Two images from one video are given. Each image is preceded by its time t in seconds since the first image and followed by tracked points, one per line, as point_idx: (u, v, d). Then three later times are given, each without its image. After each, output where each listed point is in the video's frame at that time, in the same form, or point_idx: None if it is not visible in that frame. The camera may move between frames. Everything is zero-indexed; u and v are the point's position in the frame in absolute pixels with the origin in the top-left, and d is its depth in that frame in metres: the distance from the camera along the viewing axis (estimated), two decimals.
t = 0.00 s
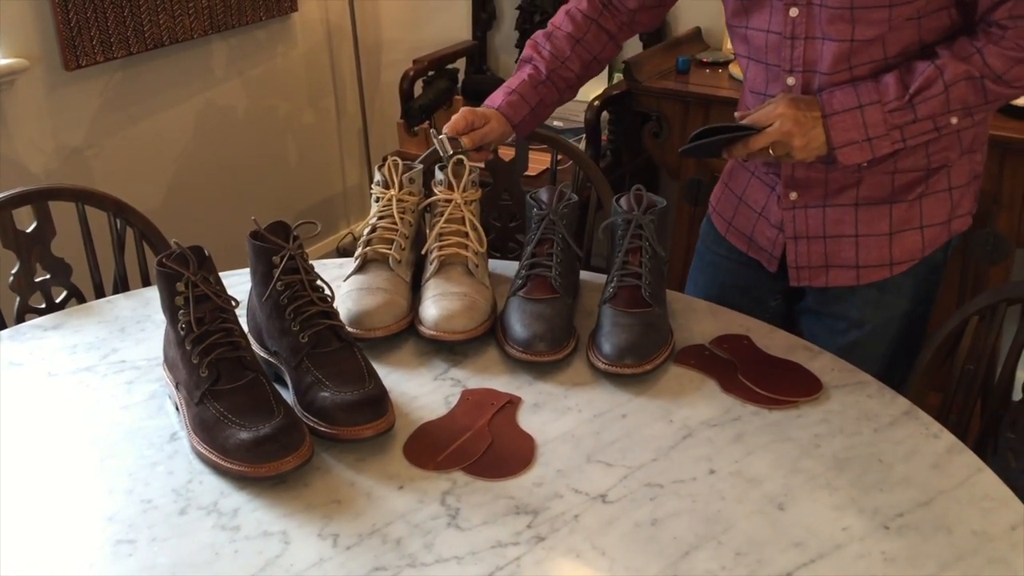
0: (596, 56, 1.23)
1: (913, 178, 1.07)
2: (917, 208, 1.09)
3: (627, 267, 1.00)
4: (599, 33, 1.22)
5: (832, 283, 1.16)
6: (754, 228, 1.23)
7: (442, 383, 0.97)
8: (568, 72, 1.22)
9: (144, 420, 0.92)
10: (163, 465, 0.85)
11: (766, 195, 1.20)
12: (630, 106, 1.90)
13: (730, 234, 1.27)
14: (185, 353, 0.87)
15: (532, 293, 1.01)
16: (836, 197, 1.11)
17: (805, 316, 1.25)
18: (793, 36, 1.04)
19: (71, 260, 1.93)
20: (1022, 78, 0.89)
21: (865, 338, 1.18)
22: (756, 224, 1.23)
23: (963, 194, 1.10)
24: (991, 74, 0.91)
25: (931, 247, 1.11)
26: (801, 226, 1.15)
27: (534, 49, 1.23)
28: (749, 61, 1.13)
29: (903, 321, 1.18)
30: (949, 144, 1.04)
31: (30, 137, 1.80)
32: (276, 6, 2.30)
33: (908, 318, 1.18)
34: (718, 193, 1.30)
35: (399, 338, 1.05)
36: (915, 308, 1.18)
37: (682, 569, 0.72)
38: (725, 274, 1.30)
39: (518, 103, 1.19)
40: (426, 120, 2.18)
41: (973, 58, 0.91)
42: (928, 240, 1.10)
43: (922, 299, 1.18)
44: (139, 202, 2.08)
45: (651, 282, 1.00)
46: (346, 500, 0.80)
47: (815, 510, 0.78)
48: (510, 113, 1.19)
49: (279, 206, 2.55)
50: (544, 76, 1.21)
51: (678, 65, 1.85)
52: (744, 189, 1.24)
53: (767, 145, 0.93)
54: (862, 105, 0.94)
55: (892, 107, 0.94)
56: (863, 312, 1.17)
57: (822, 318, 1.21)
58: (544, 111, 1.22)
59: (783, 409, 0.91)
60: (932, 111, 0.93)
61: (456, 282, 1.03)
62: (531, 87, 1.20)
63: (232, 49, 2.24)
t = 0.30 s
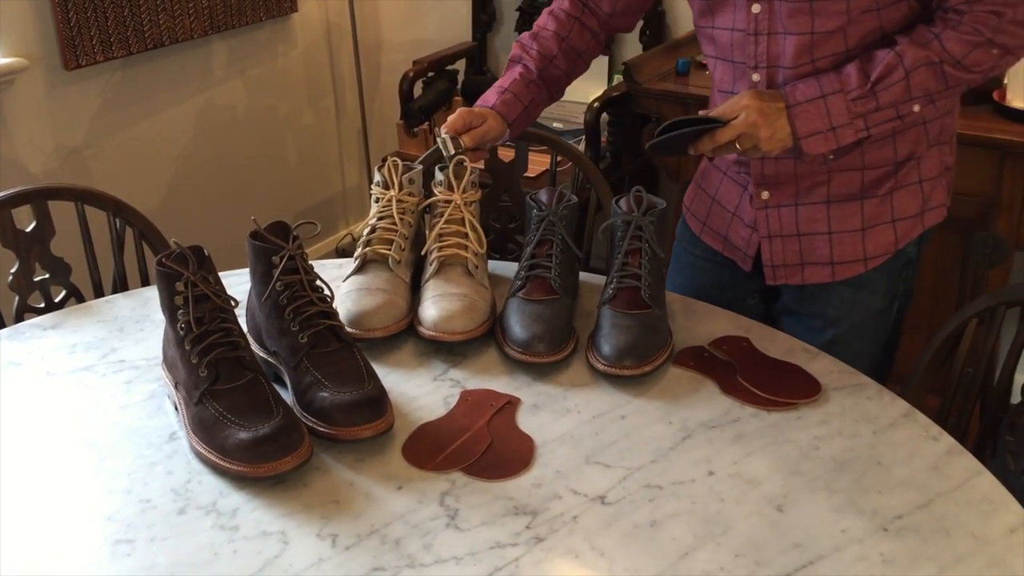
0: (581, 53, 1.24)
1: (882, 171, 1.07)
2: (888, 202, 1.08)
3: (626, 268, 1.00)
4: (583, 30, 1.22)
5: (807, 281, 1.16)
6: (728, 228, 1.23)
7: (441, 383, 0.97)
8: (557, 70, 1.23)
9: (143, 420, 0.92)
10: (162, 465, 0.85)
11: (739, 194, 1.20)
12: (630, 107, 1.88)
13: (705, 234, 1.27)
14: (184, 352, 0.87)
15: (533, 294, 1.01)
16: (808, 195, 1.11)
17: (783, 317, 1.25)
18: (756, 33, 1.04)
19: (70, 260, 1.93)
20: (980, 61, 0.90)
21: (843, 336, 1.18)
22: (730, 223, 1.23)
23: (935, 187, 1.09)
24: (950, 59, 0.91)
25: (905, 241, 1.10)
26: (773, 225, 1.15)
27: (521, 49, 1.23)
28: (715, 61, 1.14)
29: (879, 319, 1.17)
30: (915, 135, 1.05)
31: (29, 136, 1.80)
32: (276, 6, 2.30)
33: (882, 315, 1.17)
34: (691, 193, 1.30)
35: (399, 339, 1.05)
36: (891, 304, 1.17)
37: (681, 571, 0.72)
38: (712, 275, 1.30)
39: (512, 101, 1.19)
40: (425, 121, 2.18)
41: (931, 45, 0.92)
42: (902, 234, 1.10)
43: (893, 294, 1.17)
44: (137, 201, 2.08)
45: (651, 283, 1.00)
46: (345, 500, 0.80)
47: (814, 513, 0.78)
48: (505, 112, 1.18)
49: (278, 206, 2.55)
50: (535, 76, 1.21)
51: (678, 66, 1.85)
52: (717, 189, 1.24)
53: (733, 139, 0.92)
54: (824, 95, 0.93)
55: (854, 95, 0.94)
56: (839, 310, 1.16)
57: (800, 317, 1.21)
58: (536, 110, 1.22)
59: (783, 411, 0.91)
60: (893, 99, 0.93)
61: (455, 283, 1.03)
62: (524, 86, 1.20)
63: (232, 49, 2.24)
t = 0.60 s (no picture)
0: (574, 49, 1.23)
1: (844, 164, 1.07)
2: (853, 195, 1.08)
3: (625, 269, 1.01)
4: (574, 26, 1.22)
5: (775, 274, 1.15)
6: (697, 223, 1.23)
7: (440, 385, 0.97)
8: (552, 65, 1.22)
9: (142, 420, 0.92)
10: (160, 466, 0.85)
11: (706, 189, 1.19)
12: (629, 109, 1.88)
13: (673, 229, 1.26)
14: (183, 353, 0.87)
15: (532, 295, 1.01)
16: (773, 190, 1.11)
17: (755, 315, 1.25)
18: (719, 23, 1.05)
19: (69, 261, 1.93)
20: (901, 62, 0.88)
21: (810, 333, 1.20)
22: (698, 218, 1.22)
23: (899, 180, 1.10)
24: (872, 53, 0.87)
25: (869, 234, 1.11)
26: (739, 220, 1.14)
27: (515, 48, 1.23)
28: (679, 52, 1.14)
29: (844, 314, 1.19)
30: (877, 128, 1.06)
31: (28, 137, 1.80)
32: (275, 7, 2.30)
33: (851, 310, 1.19)
34: (660, 188, 1.28)
35: (398, 340, 1.04)
36: (857, 299, 1.19)
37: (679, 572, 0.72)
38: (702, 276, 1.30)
39: (509, 98, 1.19)
40: (425, 122, 2.18)
41: (858, 38, 0.87)
42: (867, 227, 1.10)
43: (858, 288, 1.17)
44: (135, 202, 2.08)
45: (649, 285, 1.00)
46: (343, 502, 0.80)
47: (813, 515, 0.78)
48: (501, 108, 1.18)
49: (277, 207, 2.55)
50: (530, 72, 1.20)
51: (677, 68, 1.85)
52: (684, 184, 1.23)
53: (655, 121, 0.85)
54: (744, 77, 0.88)
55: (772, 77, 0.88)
56: (809, 303, 1.18)
57: (769, 314, 1.22)
58: (534, 108, 1.22)
59: (782, 413, 0.91)
60: (813, 85, 0.88)
61: (455, 284, 1.03)
62: (519, 83, 1.20)
63: (231, 50, 2.24)
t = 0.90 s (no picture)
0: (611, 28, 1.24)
1: (818, 166, 1.07)
2: (829, 196, 1.09)
3: (624, 271, 1.01)
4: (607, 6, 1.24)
5: (753, 274, 1.16)
6: (680, 221, 1.24)
7: (439, 387, 0.97)
8: (593, 42, 1.22)
9: (141, 422, 0.92)
10: (159, 468, 0.85)
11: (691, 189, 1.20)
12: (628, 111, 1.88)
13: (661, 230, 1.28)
14: (182, 355, 0.87)
15: (531, 297, 1.01)
16: (751, 190, 1.11)
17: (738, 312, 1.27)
18: (695, 26, 1.06)
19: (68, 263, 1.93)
20: (803, 94, 0.90)
21: (793, 330, 1.21)
22: (681, 217, 1.23)
23: (875, 184, 1.10)
24: (771, 85, 0.90)
25: (846, 236, 1.11)
26: (719, 219, 1.15)
27: (554, 34, 1.24)
28: (660, 50, 1.16)
29: (826, 311, 1.19)
30: (853, 132, 1.06)
31: (26, 138, 1.80)
32: (275, 9, 2.30)
33: (834, 307, 1.19)
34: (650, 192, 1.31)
35: (397, 342, 1.04)
36: (840, 295, 1.19)
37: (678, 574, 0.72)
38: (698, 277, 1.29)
39: (558, 74, 1.19)
40: (424, 124, 2.18)
41: (758, 75, 0.91)
42: (844, 229, 1.10)
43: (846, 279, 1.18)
44: (134, 204, 2.08)
45: (648, 288, 1.00)
46: (343, 504, 0.80)
47: (812, 517, 0.78)
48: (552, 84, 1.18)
49: (276, 209, 2.54)
50: (573, 50, 1.21)
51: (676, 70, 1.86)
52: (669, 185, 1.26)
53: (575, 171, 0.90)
54: (649, 119, 0.92)
55: (676, 113, 0.92)
56: (788, 301, 1.18)
57: (750, 312, 1.23)
58: (586, 82, 1.21)
59: (781, 414, 0.92)
60: (717, 120, 0.92)
61: (454, 286, 1.03)
62: (564, 60, 1.20)
63: (230, 52, 2.23)
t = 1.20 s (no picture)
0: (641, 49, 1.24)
1: (815, 172, 1.07)
2: (825, 201, 1.09)
3: (624, 273, 1.01)
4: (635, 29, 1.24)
5: (749, 275, 1.16)
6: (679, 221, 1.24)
7: (439, 388, 0.97)
8: (627, 65, 1.21)
9: (140, 424, 0.91)
10: (159, 470, 0.85)
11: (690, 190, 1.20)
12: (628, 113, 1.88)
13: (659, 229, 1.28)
14: (182, 357, 0.87)
15: (530, 298, 1.01)
16: (750, 192, 1.11)
17: (733, 312, 1.28)
18: (697, 31, 1.06)
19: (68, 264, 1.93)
20: (806, 109, 0.90)
21: (790, 332, 1.21)
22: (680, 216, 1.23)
23: (872, 189, 1.10)
24: (775, 101, 0.90)
25: (841, 241, 1.11)
26: (717, 220, 1.15)
27: (586, 62, 1.23)
28: (661, 52, 1.15)
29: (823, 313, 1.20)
30: (851, 138, 1.06)
31: (26, 140, 1.80)
32: (275, 11, 2.30)
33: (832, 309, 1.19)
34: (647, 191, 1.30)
35: (397, 343, 1.04)
36: (838, 298, 1.19)
37: None
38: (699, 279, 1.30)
39: (598, 101, 1.17)
40: (424, 126, 2.18)
41: (760, 91, 0.91)
42: (840, 233, 1.10)
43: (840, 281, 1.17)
44: (133, 206, 2.08)
45: (648, 289, 1.00)
46: (342, 505, 0.80)
47: (812, 518, 0.78)
48: (593, 112, 1.17)
49: (276, 211, 2.54)
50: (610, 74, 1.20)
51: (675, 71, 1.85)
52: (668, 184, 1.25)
53: (577, 191, 0.90)
54: (653, 142, 0.92)
55: (681, 135, 0.92)
56: (784, 302, 1.19)
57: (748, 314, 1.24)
58: (622, 107, 1.21)
59: (781, 416, 0.91)
60: (722, 139, 0.92)
61: (454, 288, 1.03)
62: (602, 85, 1.18)
63: (230, 54, 2.24)
